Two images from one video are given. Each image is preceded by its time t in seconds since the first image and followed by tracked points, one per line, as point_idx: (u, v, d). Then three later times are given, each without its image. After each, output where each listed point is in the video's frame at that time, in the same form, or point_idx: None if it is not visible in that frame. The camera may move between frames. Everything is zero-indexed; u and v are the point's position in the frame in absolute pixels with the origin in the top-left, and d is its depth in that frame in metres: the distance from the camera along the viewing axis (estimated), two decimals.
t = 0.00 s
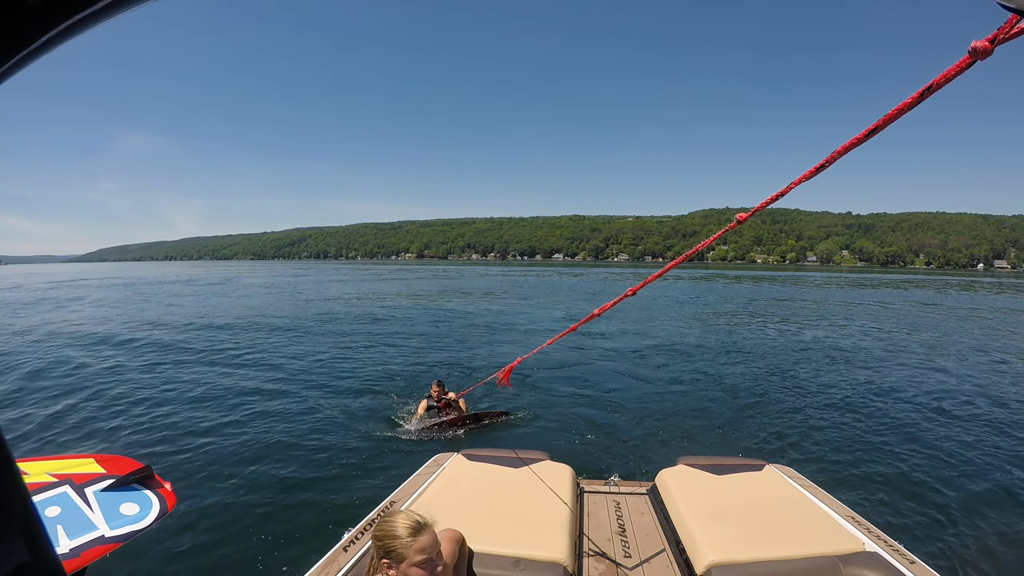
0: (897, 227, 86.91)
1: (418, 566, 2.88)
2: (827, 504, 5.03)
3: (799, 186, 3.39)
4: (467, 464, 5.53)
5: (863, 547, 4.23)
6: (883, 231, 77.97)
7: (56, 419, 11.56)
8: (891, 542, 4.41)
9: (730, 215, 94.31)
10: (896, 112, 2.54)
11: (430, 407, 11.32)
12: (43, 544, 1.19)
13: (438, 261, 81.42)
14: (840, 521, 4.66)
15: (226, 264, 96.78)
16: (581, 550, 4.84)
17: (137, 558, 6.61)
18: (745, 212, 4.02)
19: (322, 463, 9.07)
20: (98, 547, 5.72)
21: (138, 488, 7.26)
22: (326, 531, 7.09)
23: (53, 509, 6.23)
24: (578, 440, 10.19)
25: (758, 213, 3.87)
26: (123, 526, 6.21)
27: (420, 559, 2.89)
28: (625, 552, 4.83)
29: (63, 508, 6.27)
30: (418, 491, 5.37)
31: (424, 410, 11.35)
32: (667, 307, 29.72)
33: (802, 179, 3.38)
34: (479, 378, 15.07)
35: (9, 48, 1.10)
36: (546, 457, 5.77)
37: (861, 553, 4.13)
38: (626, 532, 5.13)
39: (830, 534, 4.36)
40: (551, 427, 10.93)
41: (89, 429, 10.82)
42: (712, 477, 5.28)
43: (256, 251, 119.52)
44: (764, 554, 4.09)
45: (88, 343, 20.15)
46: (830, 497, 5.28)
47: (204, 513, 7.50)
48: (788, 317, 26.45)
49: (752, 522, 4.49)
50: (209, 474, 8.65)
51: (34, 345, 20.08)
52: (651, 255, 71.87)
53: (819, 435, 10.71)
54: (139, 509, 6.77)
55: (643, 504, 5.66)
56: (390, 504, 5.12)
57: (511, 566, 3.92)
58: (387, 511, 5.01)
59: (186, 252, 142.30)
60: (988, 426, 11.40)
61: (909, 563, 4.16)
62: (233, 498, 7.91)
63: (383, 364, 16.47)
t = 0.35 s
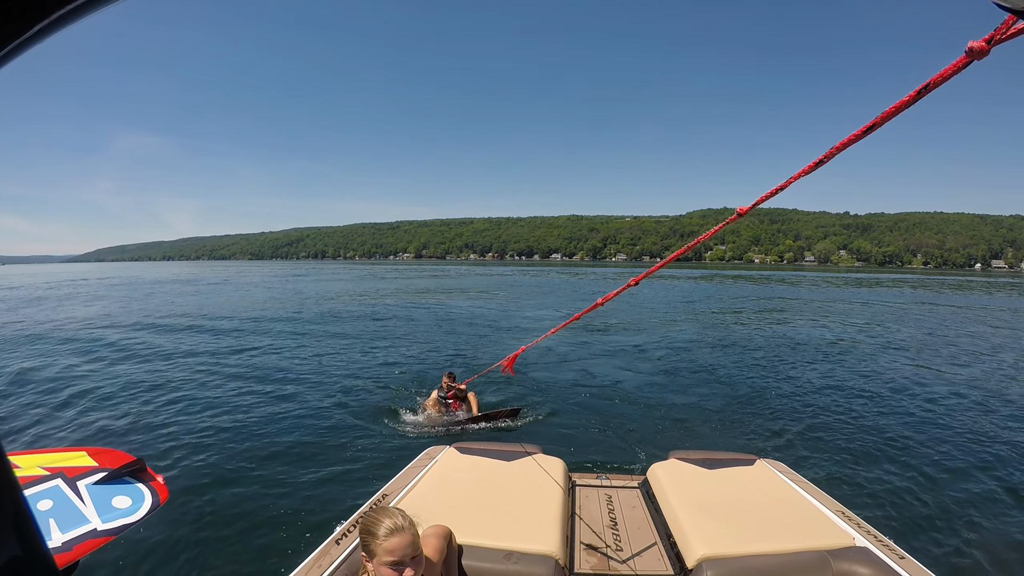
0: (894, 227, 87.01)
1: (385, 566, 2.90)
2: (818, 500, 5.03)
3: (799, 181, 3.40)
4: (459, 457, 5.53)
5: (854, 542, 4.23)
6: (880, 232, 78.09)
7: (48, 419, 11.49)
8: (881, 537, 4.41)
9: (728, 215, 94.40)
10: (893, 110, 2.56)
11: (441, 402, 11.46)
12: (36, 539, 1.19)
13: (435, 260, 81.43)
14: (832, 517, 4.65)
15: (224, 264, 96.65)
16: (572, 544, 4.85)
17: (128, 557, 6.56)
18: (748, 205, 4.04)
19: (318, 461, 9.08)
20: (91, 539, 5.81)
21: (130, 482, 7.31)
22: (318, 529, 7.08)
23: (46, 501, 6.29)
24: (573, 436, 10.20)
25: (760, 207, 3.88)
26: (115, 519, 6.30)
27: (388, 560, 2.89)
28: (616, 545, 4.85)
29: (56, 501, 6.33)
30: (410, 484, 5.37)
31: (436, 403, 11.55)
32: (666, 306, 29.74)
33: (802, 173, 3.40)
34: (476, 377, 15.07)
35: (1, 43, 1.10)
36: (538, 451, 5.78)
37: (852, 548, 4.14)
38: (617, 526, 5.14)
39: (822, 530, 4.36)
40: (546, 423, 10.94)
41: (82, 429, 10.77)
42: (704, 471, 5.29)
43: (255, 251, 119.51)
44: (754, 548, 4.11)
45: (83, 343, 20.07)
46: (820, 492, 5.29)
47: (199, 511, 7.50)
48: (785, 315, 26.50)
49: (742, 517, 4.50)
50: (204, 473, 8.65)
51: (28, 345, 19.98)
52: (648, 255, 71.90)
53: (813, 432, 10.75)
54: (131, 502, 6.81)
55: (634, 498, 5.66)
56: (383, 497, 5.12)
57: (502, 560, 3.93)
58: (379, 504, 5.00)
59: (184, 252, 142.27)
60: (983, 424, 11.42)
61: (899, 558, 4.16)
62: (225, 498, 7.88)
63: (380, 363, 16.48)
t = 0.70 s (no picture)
0: (892, 227, 87.20)
1: (367, 570, 2.91)
2: (809, 496, 5.05)
3: (794, 175, 3.42)
4: (451, 456, 5.52)
5: (845, 538, 4.25)
6: (878, 231, 78.27)
7: (43, 419, 11.43)
8: (872, 533, 4.43)
9: (726, 216, 94.51)
10: (887, 106, 2.57)
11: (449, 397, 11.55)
12: (27, 539, 1.20)
13: (433, 260, 81.41)
14: (823, 514, 4.67)
15: (221, 264, 96.46)
16: (565, 541, 4.83)
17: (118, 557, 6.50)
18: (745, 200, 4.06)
19: (313, 459, 9.07)
20: (84, 540, 6.07)
21: (122, 483, 7.58)
22: (311, 528, 7.03)
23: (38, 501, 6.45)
24: (569, 433, 10.21)
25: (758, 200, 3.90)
26: (107, 520, 6.58)
27: (371, 565, 2.91)
28: (610, 543, 4.83)
29: (48, 501, 6.50)
30: (402, 483, 5.36)
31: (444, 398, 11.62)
32: (663, 305, 29.78)
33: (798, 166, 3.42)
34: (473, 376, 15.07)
35: None
36: (530, 449, 5.77)
37: (843, 544, 4.16)
38: (610, 523, 5.13)
39: (814, 526, 4.38)
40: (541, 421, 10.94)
41: (76, 429, 10.71)
42: (696, 468, 5.29)
43: (252, 252, 119.33)
44: (745, 544, 4.12)
45: (78, 344, 19.97)
46: (812, 488, 5.31)
47: (193, 508, 7.49)
48: (783, 314, 26.55)
49: (734, 514, 4.50)
50: (199, 471, 8.63)
51: (22, 346, 19.87)
52: (646, 255, 71.96)
53: (808, 429, 10.76)
54: (123, 503, 7.11)
55: (627, 495, 5.66)
56: (374, 497, 5.10)
57: (495, 559, 3.94)
58: (371, 504, 4.99)
59: (182, 253, 142.00)
60: (978, 422, 11.44)
61: (889, 554, 4.18)
62: (219, 497, 7.83)
63: (378, 363, 16.48)
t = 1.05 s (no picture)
0: (890, 226, 87.45)
1: None
2: (802, 495, 5.06)
3: (795, 172, 3.44)
4: (443, 460, 5.50)
5: (838, 536, 4.26)
6: (876, 231, 78.47)
7: (39, 419, 11.43)
8: (865, 531, 4.45)
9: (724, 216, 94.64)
10: (879, 107, 2.59)
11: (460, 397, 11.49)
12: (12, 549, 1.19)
13: (431, 260, 81.33)
14: (816, 511, 4.68)
15: (219, 264, 96.23)
16: (559, 543, 4.82)
17: (111, 557, 6.47)
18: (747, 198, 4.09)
19: (309, 458, 9.04)
20: (74, 549, 5.76)
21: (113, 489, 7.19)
22: (306, 528, 7.00)
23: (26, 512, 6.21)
24: (566, 432, 10.20)
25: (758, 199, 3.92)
26: (98, 528, 6.23)
27: (375, 570, 2.88)
28: (603, 544, 4.82)
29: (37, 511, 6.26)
30: (395, 488, 5.33)
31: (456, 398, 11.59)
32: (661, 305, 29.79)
33: (796, 166, 3.43)
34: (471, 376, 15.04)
35: None
36: (522, 451, 5.77)
37: (836, 542, 4.17)
38: (604, 525, 5.12)
39: (805, 524, 4.39)
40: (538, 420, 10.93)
41: (72, 429, 10.70)
42: (688, 468, 5.30)
43: (250, 251, 119.17)
44: (739, 544, 4.12)
45: (76, 343, 19.99)
46: (804, 487, 5.33)
47: (187, 508, 7.44)
48: (780, 313, 26.58)
49: (727, 514, 4.51)
50: (194, 470, 8.59)
51: (19, 346, 19.87)
52: (644, 255, 72.04)
53: (804, 427, 10.77)
54: (115, 510, 6.71)
55: (620, 496, 5.67)
56: (367, 502, 5.07)
57: (489, 562, 3.93)
58: (364, 508, 4.96)
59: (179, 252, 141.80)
60: (973, 420, 11.48)
61: (883, 551, 4.20)
62: (214, 496, 7.80)
63: (375, 362, 16.44)
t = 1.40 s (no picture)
0: (887, 226, 87.69)
1: None
2: (794, 496, 5.07)
3: (795, 180, 3.47)
4: (435, 467, 5.50)
5: (831, 537, 4.27)
6: (873, 231, 78.67)
7: (32, 419, 11.34)
8: (859, 531, 4.46)
9: (721, 217, 94.95)
10: (873, 113, 2.61)
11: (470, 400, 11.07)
12: None
13: (429, 259, 81.33)
14: (809, 513, 4.69)
15: (216, 264, 96.03)
16: (552, 548, 4.81)
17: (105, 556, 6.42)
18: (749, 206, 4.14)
19: (305, 459, 9.01)
20: (65, 559, 6.08)
21: (103, 499, 7.43)
22: (302, 528, 6.98)
23: (17, 522, 6.56)
24: (563, 432, 10.20)
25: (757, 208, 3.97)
26: (89, 538, 6.55)
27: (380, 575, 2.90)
28: (596, 549, 4.81)
29: (27, 521, 6.60)
30: (387, 495, 5.31)
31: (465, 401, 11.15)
32: (659, 305, 29.83)
33: (795, 173, 3.44)
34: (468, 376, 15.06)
35: None
36: (514, 458, 5.77)
37: (829, 543, 4.18)
38: (597, 530, 5.12)
39: (800, 526, 4.40)
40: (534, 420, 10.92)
41: (66, 429, 10.63)
42: (680, 472, 5.31)
43: (248, 251, 119.07)
44: (733, 546, 4.12)
45: (71, 343, 19.87)
46: (796, 489, 5.34)
47: (182, 509, 7.39)
48: (777, 313, 26.63)
49: (720, 516, 4.51)
50: (190, 470, 8.56)
51: (13, 345, 19.76)
52: (641, 254, 72.14)
53: (801, 426, 10.79)
54: (105, 520, 6.93)
55: (612, 501, 5.67)
56: (359, 510, 5.05)
57: (483, 568, 3.92)
58: (357, 516, 4.95)
59: (178, 252, 141.85)
60: (968, 419, 11.53)
61: (876, 551, 4.21)
62: (207, 496, 7.75)
63: (372, 362, 16.45)
